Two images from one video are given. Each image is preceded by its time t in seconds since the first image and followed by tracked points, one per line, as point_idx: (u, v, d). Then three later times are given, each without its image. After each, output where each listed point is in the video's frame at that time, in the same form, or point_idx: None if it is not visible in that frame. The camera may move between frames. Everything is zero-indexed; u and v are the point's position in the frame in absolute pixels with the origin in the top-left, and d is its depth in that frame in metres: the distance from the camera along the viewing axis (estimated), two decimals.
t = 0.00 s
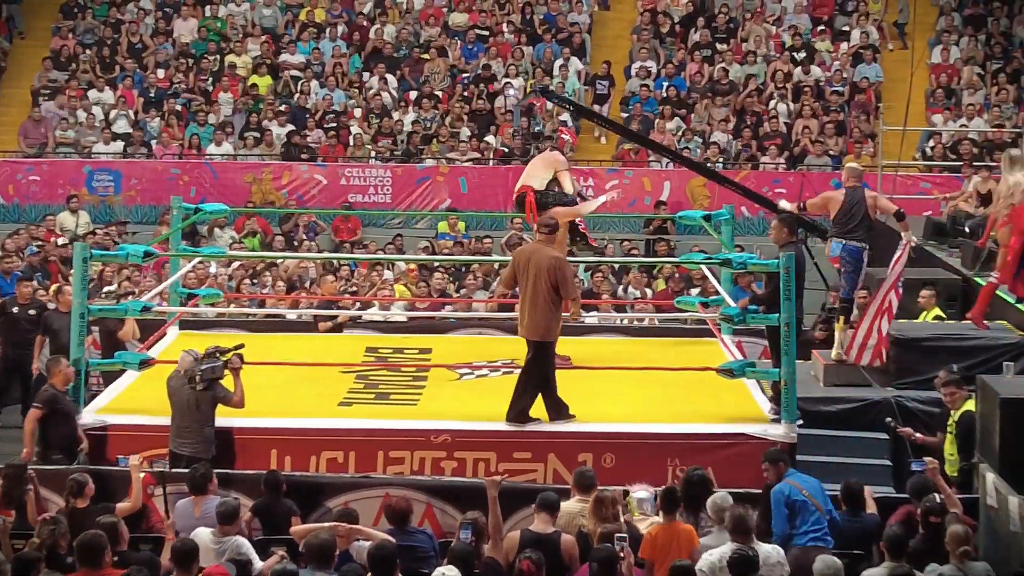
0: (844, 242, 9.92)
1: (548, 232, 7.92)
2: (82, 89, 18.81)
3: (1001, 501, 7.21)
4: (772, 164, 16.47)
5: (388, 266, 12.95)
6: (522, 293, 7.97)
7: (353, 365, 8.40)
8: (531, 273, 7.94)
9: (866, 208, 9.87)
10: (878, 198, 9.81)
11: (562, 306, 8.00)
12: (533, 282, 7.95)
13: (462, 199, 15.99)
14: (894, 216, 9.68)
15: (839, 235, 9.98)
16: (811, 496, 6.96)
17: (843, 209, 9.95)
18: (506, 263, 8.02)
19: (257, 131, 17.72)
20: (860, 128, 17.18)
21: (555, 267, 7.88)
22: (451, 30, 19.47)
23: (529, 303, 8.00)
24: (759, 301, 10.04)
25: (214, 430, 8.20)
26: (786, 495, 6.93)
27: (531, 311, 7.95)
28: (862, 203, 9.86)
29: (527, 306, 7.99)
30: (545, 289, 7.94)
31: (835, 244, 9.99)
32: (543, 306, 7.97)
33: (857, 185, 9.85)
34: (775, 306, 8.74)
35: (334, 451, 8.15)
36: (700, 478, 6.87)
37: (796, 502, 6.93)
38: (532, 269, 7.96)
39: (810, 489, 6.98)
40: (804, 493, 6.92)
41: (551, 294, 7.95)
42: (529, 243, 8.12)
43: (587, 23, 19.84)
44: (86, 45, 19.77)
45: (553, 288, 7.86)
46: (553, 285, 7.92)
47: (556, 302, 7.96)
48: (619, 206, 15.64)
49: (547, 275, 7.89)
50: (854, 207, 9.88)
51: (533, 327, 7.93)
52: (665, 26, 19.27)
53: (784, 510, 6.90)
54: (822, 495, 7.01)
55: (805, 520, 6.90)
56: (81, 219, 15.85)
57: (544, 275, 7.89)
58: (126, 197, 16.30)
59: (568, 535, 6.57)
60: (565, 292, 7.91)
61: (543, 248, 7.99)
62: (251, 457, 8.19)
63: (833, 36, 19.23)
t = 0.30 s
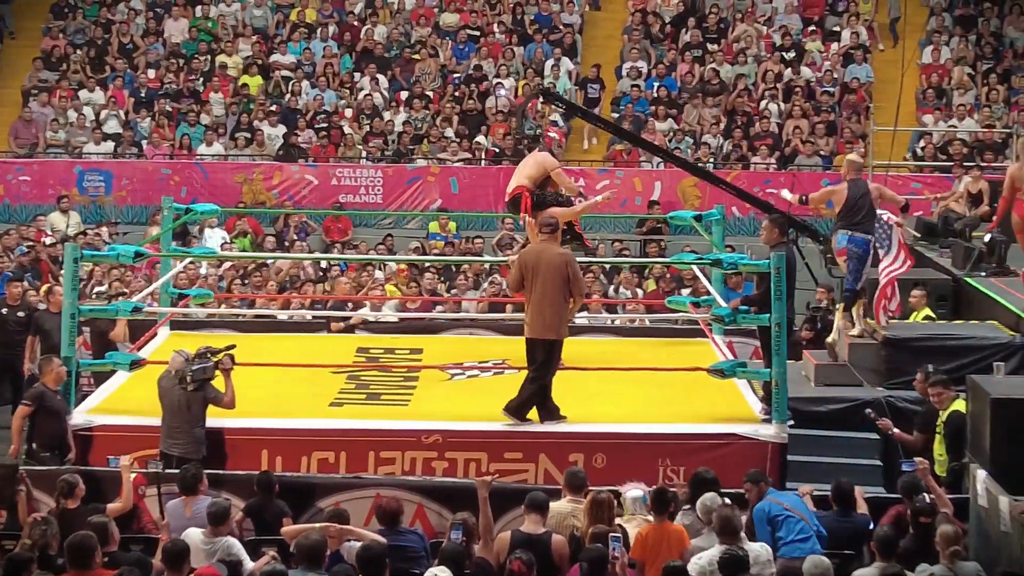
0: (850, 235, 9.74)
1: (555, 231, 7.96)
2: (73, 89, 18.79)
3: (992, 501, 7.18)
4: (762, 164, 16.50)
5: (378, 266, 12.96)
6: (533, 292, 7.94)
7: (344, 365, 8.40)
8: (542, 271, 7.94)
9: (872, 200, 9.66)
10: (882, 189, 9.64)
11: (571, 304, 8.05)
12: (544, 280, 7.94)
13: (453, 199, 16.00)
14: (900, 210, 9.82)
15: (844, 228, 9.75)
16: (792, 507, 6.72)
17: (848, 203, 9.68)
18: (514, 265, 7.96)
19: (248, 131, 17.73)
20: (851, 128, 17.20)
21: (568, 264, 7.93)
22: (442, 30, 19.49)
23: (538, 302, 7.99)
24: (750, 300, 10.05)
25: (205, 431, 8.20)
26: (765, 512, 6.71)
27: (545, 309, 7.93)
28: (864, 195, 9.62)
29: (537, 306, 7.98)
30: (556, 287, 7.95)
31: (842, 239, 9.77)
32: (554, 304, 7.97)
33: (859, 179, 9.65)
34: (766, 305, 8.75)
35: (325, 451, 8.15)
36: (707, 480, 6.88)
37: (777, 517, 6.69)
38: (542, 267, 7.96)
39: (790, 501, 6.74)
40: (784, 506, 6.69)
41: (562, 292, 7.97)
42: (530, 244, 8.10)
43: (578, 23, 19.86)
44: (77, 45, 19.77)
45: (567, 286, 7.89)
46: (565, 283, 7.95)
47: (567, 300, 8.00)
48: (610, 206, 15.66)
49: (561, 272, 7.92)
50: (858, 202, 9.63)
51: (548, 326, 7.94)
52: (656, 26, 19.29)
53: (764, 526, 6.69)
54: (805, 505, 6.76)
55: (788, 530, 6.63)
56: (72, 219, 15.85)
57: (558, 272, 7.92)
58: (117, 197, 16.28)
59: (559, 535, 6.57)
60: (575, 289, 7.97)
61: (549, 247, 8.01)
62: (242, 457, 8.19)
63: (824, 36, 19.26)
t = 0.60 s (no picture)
0: (867, 219, 9.59)
1: (559, 230, 7.97)
2: (66, 88, 18.78)
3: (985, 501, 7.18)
4: (756, 162, 16.51)
5: (372, 266, 12.96)
6: (537, 290, 7.92)
7: (337, 364, 8.40)
8: (546, 269, 7.92)
9: (877, 182, 9.66)
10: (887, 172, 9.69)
11: (575, 303, 8.05)
12: (548, 279, 7.92)
13: (447, 199, 16.00)
14: (898, 198, 9.62)
15: (856, 215, 9.65)
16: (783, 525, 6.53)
17: (855, 188, 9.67)
18: (518, 264, 7.93)
19: (242, 131, 17.72)
20: (845, 127, 17.22)
21: (572, 263, 7.94)
22: (436, 30, 19.51)
23: (543, 301, 7.97)
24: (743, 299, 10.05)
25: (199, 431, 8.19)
26: (755, 529, 6.54)
27: (550, 308, 7.92)
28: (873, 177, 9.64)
29: (542, 304, 7.95)
30: (560, 285, 7.95)
31: (860, 223, 9.58)
32: (557, 302, 7.96)
33: (862, 162, 9.68)
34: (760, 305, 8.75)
35: (319, 451, 8.15)
36: (710, 480, 6.77)
37: (767, 535, 6.50)
38: (545, 265, 7.94)
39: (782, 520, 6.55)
40: (775, 522, 6.52)
41: (565, 291, 7.97)
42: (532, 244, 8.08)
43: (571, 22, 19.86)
44: (71, 44, 19.76)
45: (572, 283, 7.90)
46: (569, 282, 7.95)
47: (570, 299, 7.99)
48: (605, 205, 15.66)
49: (565, 271, 7.92)
50: (867, 184, 9.64)
51: (555, 324, 7.92)
52: (650, 26, 19.31)
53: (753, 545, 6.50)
54: (798, 524, 6.57)
55: (779, 546, 6.42)
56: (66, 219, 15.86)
57: (563, 271, 7.92)
58: (111, 197, 16.28)
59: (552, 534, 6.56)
60: (578, 288, 7.98)
61: (552, 246, 8.01)
62: (236, 457, 8.19)
63: (818, 36, 19.28)
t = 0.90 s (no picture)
0: (897, 217, 9.48)
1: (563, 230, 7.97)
2: (62, 89, 18.78)
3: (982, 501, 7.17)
4: (753, 162, 16.51)
5: (368, 266, 12.96)
6: (542, 290, 7.91)
7: (334, 365, 8.40)
8: (551, 269, 7.91)
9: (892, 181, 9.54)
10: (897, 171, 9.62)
11: (579, 303, 8.03)
12: (554, 279, 7.91)
13: (443, 199, 16.00)
14: (913, 197, 9.64)
15: (884, 214, 9.46)
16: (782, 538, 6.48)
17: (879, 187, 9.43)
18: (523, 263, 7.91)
19: (238, 131, 17.72)
20: (841, 127, 17.23)
21: (577, 264, 7.92)
22: (432, 30, 19.51)
23: (548, 301, 7.95)
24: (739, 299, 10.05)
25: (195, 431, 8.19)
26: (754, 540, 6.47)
27: (554, 308, 7.90)
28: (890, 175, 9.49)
29: (547, 304, 7.94)
30: (565, 286, 7.93)
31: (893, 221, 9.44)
32: (562, 303, 7.94)
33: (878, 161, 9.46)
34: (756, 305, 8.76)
35: (315, 451, 8.15)
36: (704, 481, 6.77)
37: (765, 547, 6.44)
38: (551, 265, 7.93)
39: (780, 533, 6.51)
40: (774, 535, 6.47)
41: (570, 291, 7.95)
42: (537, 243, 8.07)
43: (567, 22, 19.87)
44: (67, 45, 19.75)
45: (578, 283, 7.88)
46: (574, 282, 7.93)
47: (574, 299, 7.97)
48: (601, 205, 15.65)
49: (570, 271, 7.90)
50: (888, 183, 9.46)
51: (559, 324, 7.91)
52: (646, 26, 19.31)
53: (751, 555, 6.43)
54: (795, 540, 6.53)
55: (776, 560, 6.37)
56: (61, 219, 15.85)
57: (568, 271, 7.90)
58: (107, 197, 16.27)
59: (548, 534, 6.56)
60: (583, 289, 7.96)
61: (558, 246, 7.99)
62: (231, 457, 8.18)
63: (814, 36, 19.30)
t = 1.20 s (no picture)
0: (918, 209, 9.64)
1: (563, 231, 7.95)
2: (59, 89, 18.77)
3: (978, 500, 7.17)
4: (749, 162, 16.53)
5: (364, 266, 12.96)
6: (550, 289, 7.91)
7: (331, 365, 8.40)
8: (560, 269, 7.91)
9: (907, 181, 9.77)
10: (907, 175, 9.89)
11: (589, 303, 8.02)
12: (562, 278, 7.91)
13: (440, 199, 16.01)
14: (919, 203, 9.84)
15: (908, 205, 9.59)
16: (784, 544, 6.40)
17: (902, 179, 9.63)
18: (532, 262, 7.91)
19: (235, 132, 17.73)
20: (838, 127, 17.25)
21: (586, 265, 7.90)
22: (429, 30, 19.50)
23: (557, 300, 7.94)
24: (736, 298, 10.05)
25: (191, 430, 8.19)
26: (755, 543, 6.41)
27: (561, 307, 7.89)
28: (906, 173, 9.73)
29: (556, 304, 7.93)
30: (574, 286, 7.92)
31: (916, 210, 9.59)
32: (570, 302, 7.93)
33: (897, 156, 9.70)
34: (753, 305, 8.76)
35: (312, 451, 8.15)
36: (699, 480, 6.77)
37: (766, 551, 6.38)
38: (559, 265, 7.92)
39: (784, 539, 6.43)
40: (777, 541, 6.39)
41: (579, 292, 7.93)
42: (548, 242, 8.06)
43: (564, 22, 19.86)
44: (64, 44, 19.75)
45: (587, 284, 7.86)
46: (582, 283, 7.92)
47: (583, 300, 7.96)
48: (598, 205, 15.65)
49: (578, 272, 7.89)
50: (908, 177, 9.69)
51: (567, 324, 7.90)
52: (643, 26, 19.30)
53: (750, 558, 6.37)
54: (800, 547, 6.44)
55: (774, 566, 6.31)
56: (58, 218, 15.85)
57: (577, 271, 7.89)
58: (104, 197, 16.27)
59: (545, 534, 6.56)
60: (592, 289, 7.94)
61: (569, 246, 7.97)
62: (228, 457, 8.18)
63: (811, 35, 19.31)
